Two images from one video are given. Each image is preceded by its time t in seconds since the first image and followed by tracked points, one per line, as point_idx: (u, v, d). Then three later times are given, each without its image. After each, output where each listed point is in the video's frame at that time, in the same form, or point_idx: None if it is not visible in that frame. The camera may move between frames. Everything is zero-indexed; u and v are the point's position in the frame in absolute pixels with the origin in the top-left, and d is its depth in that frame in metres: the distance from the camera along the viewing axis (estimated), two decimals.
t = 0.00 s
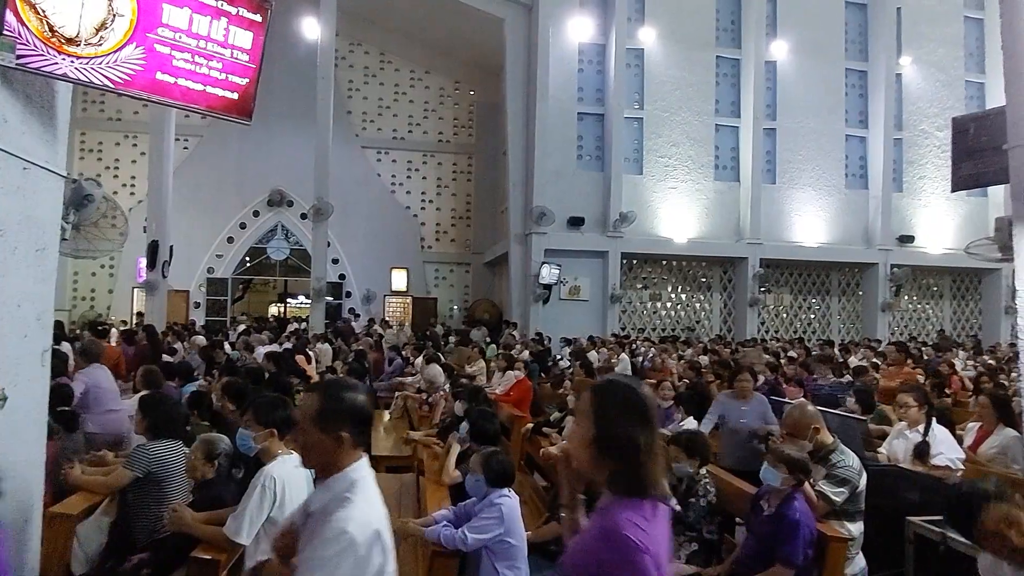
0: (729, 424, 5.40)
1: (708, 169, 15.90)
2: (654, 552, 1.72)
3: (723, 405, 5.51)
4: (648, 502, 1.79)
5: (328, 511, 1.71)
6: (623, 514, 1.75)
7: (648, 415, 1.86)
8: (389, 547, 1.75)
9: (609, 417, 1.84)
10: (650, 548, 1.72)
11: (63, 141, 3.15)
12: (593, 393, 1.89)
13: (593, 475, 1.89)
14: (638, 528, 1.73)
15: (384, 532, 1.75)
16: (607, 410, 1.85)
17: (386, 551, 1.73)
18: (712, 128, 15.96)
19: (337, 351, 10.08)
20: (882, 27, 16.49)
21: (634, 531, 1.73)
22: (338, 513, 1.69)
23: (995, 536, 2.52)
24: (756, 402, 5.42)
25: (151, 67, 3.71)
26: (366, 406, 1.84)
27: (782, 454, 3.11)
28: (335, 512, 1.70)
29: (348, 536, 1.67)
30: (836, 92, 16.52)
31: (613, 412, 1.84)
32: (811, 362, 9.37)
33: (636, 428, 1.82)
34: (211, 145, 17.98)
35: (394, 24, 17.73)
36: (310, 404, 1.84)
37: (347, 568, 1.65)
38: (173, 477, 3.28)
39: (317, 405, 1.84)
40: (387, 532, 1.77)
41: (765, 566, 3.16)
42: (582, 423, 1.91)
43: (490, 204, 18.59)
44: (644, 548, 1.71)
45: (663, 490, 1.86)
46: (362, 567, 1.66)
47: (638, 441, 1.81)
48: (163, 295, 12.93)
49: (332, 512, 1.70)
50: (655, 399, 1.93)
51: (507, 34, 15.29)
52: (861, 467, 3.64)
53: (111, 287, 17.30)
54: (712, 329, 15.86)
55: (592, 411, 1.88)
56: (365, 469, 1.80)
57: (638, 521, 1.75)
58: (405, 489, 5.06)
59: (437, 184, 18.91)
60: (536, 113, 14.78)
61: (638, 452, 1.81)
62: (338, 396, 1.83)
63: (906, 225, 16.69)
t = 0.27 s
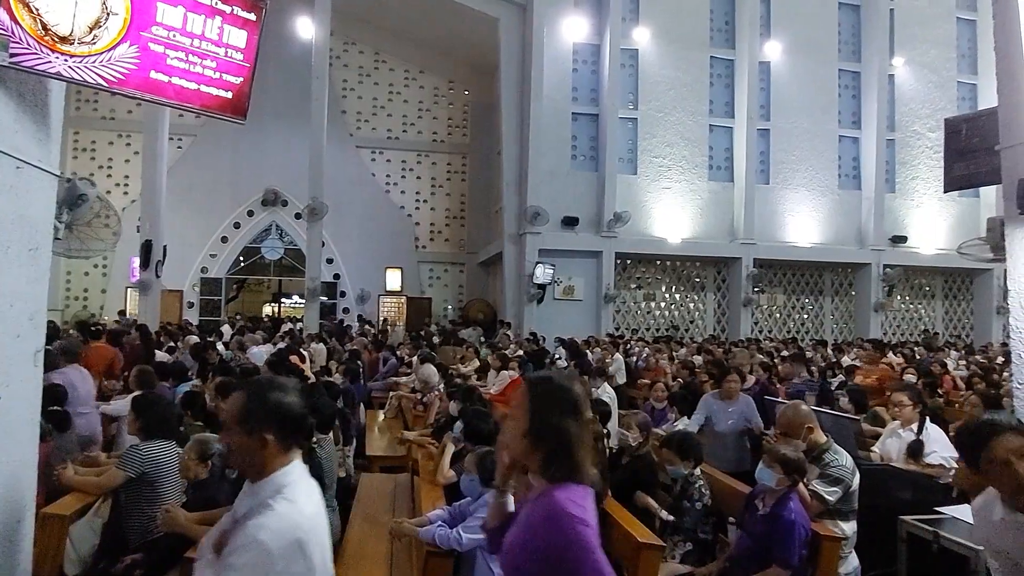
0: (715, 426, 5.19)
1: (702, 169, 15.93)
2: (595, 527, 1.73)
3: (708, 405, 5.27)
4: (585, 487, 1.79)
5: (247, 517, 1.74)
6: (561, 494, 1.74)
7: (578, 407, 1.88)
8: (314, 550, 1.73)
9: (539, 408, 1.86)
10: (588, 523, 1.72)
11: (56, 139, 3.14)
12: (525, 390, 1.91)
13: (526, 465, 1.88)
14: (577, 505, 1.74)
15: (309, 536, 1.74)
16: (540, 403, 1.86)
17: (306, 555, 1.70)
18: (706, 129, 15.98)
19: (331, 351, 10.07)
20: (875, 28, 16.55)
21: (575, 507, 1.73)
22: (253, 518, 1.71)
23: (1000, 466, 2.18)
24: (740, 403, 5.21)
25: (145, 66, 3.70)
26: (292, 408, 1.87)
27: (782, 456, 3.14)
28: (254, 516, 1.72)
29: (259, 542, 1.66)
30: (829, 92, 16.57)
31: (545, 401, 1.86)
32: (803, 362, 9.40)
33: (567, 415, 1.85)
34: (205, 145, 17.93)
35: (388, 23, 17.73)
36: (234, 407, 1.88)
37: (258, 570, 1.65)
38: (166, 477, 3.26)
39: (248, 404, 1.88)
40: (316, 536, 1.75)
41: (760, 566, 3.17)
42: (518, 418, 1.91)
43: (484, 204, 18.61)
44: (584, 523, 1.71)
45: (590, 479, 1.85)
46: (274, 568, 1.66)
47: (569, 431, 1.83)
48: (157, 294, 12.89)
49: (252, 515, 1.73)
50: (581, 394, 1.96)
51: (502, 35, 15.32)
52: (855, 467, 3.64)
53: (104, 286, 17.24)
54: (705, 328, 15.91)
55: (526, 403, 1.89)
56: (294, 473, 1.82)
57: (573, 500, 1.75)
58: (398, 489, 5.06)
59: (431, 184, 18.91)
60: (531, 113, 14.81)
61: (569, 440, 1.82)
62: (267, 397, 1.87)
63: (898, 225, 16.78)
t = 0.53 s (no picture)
0: (707, 428, 5.20)
1: (697, 169, 15.95)
2: (512, 519, 1.91)
3: (700, 407, 5.27)
4: (506, 481, 1.96)
5: (166, 516, 1.80)
6: (487, 489, 1.91)
7: (503, 406, 2.04)
8: (232, 547, 1.83)
9: (469, 408, 2.01)
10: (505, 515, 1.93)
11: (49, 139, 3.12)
12: (458, 386, 2.05)
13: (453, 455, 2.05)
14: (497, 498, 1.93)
15: (228, 534, 1.84)
16: (469, 402, 2.01)
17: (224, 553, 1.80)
18: (701, 129, 16.00)
19: (326, 351, 10.05)
20: (869, 29, 16.59)
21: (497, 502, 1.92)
22: (171, 520, 1.77)
23: (970, 433, 1.96)
24: (732, 405, 5.22)
25: (140, 66, 3.69)
26: (217, 410, 1.94)
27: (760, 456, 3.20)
28: (172, 516, 1.79)
29: (177, 543, 1.73)
30: (823, 93, 16.62)
31: (472, 402, 2.01)
32: (797, 362, 9.41)
33: (493, 414, 2.02)
34: (200, 145, 17.89)
35: (383, 23, 17.71)
36: (158, 405, 1.94)
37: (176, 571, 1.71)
38: (160, 479, 3.23)
39: (171, 406, 1.94)
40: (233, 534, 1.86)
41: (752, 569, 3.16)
42: (445, 412, 2.06)
43: (480, 204, 18.60)
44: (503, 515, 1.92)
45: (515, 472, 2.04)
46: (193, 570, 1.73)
47: (496, 430, 2.00)
48: (150, 295, 12.86)
49: (171, 515, 1.80)
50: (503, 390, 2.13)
51: (497, 35, 15.35)
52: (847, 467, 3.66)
53: (98, 287, 17.18)
54: (700, 329, 15.93)
55: (455, 400, 2.04)
56: (214, 474, 1.91)
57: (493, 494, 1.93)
58: (394, 490, 5.06)
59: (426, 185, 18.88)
60: (526, 113, 14.81)
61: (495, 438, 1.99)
62: (190, 401, 1.93)
63: (892, 226, 16.82)
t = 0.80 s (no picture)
0: (703, 429, 5.21)
1: (693, 170, 15.97)
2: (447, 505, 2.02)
3: (696, 407, 5.29)
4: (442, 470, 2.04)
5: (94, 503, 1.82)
6: (426, 477, 2.00)
7: (435, 398, 2.09)
8: (157, 539, 1.84)
9: (397, 398, 2.06)
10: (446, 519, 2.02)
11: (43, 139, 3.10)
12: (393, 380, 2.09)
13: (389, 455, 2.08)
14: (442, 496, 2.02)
15: (154, 529, 1.84)
16: (401, 395, 2.06)
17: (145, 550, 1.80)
18: (696, 130, 16.02)
19: (322, 352, 10.05)
20: (865, 30, 16.63)
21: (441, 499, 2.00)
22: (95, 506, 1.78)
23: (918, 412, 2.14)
24: (728, 406, 5.24)
25: (136, 66, 3.69)
26: (151, 398, 1.92)
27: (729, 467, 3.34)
28: (99, 502, 1.81)
29: (99, 528, 1.74)
30: (819, 94, 16.65)
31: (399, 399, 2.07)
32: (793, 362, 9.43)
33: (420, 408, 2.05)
34: (195, 145, 17.85)
35: (380, 24, 17.70)
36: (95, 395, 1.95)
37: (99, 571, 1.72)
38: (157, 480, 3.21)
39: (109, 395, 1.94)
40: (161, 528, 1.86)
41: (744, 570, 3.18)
42: (379, 407, 2.10)
43: (476, 205, 18.61)
44: (440, 516, 2.00)
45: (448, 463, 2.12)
46: (116, 569, 1.74)
47: (428, 421, 2.05)
48: (146, 295, 12.85)
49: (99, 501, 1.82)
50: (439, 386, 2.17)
51: (493, 36, 15.36)
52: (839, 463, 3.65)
53: (93, 287, 17.14)
54: (696, 329, 15.98)
55: (389, 394, 2.08)
56: (146, 466, 1.90)
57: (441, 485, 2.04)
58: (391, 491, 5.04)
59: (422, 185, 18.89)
60: (522, 114, 14.81)
61: (428, 430, 2.03)
62: (125, 389, 1.91)
63: (887, 226, 16.87)
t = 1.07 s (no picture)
0: (699, 430, 5.20)
1: (688, 171, 15.99)
2: (372, 504, 1.98)
3: (692, 408, 5.28)
4: (366, 469, 2.00)
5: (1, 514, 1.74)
6: (351, 477, 1.96)
7: (356, 397, 2.01)
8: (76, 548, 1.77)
9: (307, 400, 1.98)
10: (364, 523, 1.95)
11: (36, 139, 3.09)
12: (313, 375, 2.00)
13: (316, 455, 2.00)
14: (364, 497, 1.96)
15: (72, 538, 1.77)
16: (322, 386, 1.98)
17: (56, 559, 1.71)
18: (692, 131, 16.05)
19: (318, 352, 10.03)
20: (859, 31, 16.69)
21: (360, 498, 1.94)
22: None
23: (880, 404, 2.18)
24: (726, 408, 5.23)
25: (129, 65, 3.94)
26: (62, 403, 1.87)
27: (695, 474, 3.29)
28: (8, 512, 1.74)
29: None
30: (814, 95, 16.69)
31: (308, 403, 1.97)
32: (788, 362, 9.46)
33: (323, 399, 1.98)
34: (189, 145, 17.80)
35: (376, 24, 17.68)
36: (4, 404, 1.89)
37: None
38: (151, 482, 3.20)
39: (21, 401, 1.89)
40: (68, 537, 1.76)
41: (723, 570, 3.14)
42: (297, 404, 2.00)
43: (472, 205, 18.60)
44: (357, 516, 1.93)
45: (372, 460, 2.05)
46: None
47: (349, 421, 1.98)
48: (140, 296, 12.81)
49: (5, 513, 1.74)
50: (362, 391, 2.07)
51: (489, 36, 15.37)
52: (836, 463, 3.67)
53: (86, 287, 17.08)
54: (691, 330, 15.99)
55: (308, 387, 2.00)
56: (62, 473, 1.84)
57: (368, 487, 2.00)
58: (386, 492, 5.03)
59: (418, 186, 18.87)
60: (517, 114, 14.82)
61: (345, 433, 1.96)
62: (36, 394, 1.87)
63: (881, 227, 16.91)
